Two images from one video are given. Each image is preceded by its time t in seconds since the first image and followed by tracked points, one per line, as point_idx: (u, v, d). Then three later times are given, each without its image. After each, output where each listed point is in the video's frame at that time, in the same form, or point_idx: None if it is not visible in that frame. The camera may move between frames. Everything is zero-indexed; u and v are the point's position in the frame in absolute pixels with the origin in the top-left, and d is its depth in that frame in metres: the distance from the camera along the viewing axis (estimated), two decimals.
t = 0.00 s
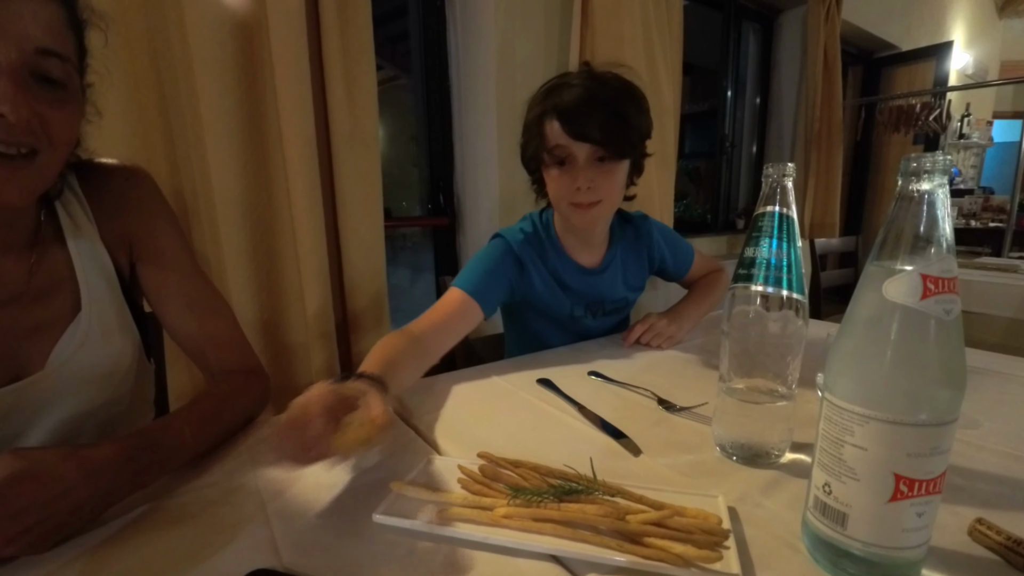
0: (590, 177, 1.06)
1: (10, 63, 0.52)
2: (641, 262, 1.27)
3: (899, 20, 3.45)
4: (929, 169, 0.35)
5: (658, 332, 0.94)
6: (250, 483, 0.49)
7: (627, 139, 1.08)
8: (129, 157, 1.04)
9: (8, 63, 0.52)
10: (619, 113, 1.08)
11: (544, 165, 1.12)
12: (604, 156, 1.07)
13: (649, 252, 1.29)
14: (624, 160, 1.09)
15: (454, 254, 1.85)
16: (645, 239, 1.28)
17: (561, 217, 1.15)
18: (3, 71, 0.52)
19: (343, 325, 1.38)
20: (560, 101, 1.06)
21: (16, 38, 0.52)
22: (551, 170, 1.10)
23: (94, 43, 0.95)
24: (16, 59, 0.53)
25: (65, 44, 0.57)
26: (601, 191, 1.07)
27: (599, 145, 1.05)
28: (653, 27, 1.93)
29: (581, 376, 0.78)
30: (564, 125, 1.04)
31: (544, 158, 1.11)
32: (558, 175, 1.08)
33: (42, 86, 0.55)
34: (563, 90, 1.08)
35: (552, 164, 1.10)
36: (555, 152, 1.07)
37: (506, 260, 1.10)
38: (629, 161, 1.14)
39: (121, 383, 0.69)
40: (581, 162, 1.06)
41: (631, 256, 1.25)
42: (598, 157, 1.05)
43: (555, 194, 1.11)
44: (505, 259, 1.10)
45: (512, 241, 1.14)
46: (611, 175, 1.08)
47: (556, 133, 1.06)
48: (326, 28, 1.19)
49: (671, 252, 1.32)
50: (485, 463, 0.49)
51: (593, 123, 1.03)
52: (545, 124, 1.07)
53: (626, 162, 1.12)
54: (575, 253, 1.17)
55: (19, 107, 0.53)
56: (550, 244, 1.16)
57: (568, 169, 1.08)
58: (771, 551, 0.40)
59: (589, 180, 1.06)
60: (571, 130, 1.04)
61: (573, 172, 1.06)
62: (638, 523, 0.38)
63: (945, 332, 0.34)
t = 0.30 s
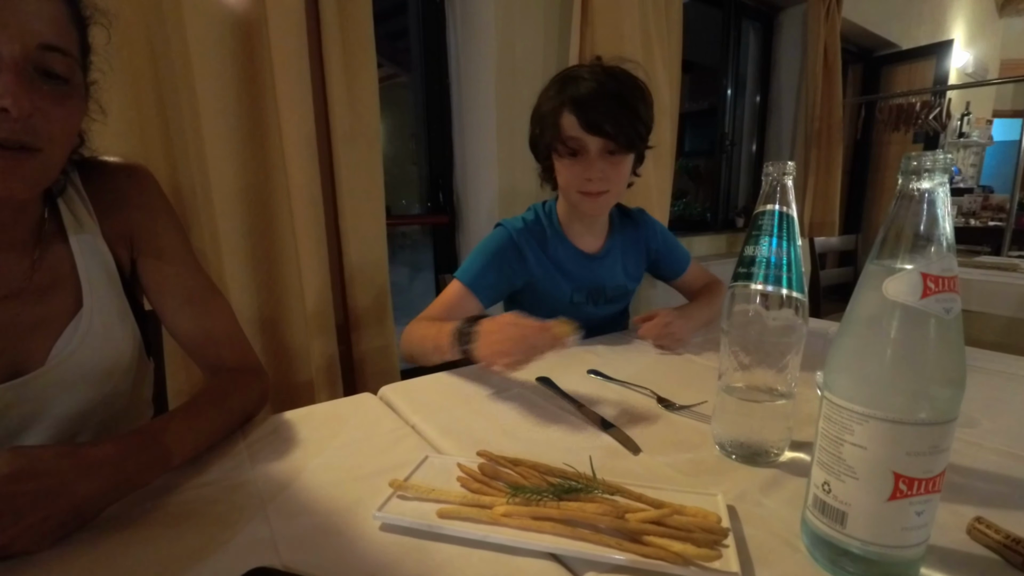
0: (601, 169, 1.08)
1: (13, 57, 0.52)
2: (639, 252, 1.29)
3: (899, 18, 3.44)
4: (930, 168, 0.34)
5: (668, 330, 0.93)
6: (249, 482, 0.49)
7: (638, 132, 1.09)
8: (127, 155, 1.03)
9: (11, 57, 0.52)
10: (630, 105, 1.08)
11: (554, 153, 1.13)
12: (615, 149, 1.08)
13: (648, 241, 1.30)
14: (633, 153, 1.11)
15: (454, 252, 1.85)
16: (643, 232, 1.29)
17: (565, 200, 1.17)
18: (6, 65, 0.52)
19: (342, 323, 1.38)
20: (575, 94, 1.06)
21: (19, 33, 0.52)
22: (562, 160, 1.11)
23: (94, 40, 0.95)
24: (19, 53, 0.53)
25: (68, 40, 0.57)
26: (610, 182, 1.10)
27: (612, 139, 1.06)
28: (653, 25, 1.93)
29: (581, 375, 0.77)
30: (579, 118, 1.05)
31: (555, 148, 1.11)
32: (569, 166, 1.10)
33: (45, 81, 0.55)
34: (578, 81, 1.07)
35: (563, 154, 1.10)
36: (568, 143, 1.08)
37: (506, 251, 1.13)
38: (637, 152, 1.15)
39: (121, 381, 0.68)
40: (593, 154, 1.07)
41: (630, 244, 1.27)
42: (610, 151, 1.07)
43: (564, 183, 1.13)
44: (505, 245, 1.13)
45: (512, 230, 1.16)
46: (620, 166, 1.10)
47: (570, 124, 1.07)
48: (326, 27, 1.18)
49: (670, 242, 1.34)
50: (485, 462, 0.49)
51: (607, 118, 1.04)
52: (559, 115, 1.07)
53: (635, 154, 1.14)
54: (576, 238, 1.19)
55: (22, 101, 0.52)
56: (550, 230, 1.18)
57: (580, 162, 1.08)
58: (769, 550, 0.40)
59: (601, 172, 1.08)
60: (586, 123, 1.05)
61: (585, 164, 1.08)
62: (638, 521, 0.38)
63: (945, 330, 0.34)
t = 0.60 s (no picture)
0: (616, 179, 1.13)
1: (12, 53, 0.52)
2: (632, 249, 1.32)
3: (898, 16, 3.44)
4: (929, 167, 0.34)
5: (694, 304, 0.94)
6: (248, 480, 0.49)
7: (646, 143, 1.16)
8: (128, 154, 1.03)
9: (9, 52, 0.52)
10: (642, 118, 1.13)
11: (569, 159, 1.14)
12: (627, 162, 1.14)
13: (640, 236, 1.33)
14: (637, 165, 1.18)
15: (453, 250, 1.85)
16: (636, 229, 1.33)
17: (565, 195, 1.21)
18: (4, 60, 0.51)
19: (342, 321, 1.37)
20: (599, 108, 1.09)
21: (17, 27, 0.52)
22: (578, 166, 1.13)
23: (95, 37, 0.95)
24: (17, 48, 0.52)
25: (67, 36, 0.57)
26: (620, 191, 1.16)
27: (629, 154, 1.12)
28: (652, 24, 1.93)
29: (580, 373, 0.78)
30: (603, 130, 1.09)
31: (572, 154, 1.13)
32: (585, 173, 1.12)
33: (43, 77, 0.55)
34: (600, 92, 1.10)
35: (580, 161, 1.12)
36: (588, 152, 1.10)
37: (509, 241, 1.14)
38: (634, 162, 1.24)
39: (123, 380, 0.68)
40: (612, 164, 1.11)
41: (622, 238, 1.30)
42: (625, 162, 1.12)
43: (576, 188, 1.15)
44: (507, 236, 1.15)
45: (513, 221, 1.19)
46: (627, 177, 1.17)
47: (593, 135, 1.10)
48: (326, 26, 1.18)
49: (661, 235, 1.35)
50: (484, 460, 0.49)
51: (629, 134, 1.09)
52: (585, 125, 1.09)
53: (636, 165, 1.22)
54: (571, 231, 1.23)
55: (20, 97, 0.52)
56: (547, 223, 1.22)
57: (597, 171, 1.12)
58: (767, 548, 0.40)
59: (615, 182, 1.13)
60: (608, 135, 1.09)
61: (602, 172, 1.11)
62: (637, 519, 0.38)
63: (942, 328, 0.35)
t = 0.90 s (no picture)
0: (617, 179, 1.13)
1: (21, 54, 0.52)
2: (630, 248, 1.32)
3: (898, 15, 3.44)
4: (928, 166, 0.34)
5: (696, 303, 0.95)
6: (247, 479, 0.49)
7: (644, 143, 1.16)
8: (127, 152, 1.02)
9: (18, 53, 0.52)
10: (642, 118, 1.13)
11: (570, 161, 1.14)
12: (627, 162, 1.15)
13: (637, 234, 1.34)
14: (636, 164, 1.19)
15: (452, 249, 1.85)
16: (633, 228, 1.33)
17: (566, 194, 1.21)
18: (12, 60, 0.51)
19: (340, 320, 1.37)
20: (600, 109, 1.09)
21: (27, 28, 0.51)
22: (579, 168, 1.13)
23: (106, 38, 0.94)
24: (26, 48, 0.52)
25: (77, 36, 0.56)
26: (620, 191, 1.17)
27: (630, 154, 1.12)
28: (651, 23, 1.93)
29: (579, 372, 0.78)
30: (604, 132, 1.09)
31: (573, 156, 1.13)
32: (587, 174, 1.12)
33: (51, 77, 0.55)
34: (600, 94, 1.10)
35: (582, 163, 1.12)
36: (589, 154, 1.11)
37: (509, 241, 1.14)
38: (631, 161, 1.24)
39: (127, 379, 0.68)
40: (613, 165, 1.12)
41: (620, 237, 1.31)
42: (625, 163, 1.13)
43: (577, 189, 1.15)
44: (507, 235, 1.15)
45: (513, 221, 1.19)
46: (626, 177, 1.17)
47: (593, 136, 1.10)
48: (325, 24, 1.18)
49: (658, 234, 1.35)
50: (483, 458, 0.49)
51: (630, 135, 1.10)
52: (586, 127, 1.09)
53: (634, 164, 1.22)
54: (569, 230, 1.23)
55: (29, 97, 0.52)
56: (546, 222, 1.22)
57: (598, 172, 1.12)
58: (766, 546, 0.40)
59: (617, 182, 1.14)
60: (609, 136, 1.09)
61: (603, 173, 1.12)
62: (636, 518, 0.38)
63: (942, 327, 0.35)
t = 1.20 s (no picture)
0: (610, 182, 1.13)
1: (30, 61, 0.52)
2: (628, 246, 1.32)
3: (899, 14, 3.44)
4: (927, 165, 0.34)
5: (695, 303, 0.95)
6: (247, 478, 0.49)
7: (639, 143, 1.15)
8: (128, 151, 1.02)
9: (27, 60, 0.52)
10: (634, 119, 1.13)
11: (562, 162, 1.15)
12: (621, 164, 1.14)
13: (636, 232, 1.33)
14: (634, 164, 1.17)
15: (452, 248, 1.85)
16: (632, 226, 1.33)
17: (561, 194, 1.22)
18: (21, 67, 0.52)
19: (339, 319, 1.37)
20: (590, 112, 1.09)
21: (36, 35, 0.51)
22: (571, 170, 1.14)
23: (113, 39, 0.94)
24: (36, 55, 0.52)
25: (86, 41, 0.56)
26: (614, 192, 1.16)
27: (622, 156, 1.11)
28: (651, 22, 1.93)
29: (579, 371, 0.78)
30: (594, 135, 1.09)
31: (565, 159, 1.13)
32: (579, 176, 1.13)
33: (60, 83, 0.55)
34: (591, 96, 1.10)
35: (574, 165, 1.13)
36: (580, 157, 1.11)
37: (507, 242, 1.14)
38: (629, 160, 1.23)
39: (127, 378, 0.68)
40: (605, 168, 1.11)
41: (618, 235, 1.31)
42: (619, 165, 1.12)
43: (570, 190, 1.16)
44: (505, 236, 1.15)
45: (510, 221, 1.19)
46: (622, 177, 1.16)
47: (584, 138, 1.10)
48: (325, 24, 1.18)
49: (655, 232, 1.35)
50: (482, 457, 0.49)
51: (621, 137, 1.09)
52: (575, 130, 1.09)
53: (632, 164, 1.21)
54: (567, 230, 1.23)
55: (38, 105, 0.52)
56: (543, 221, 1.22)
57: (590, 174, 1.12)
58: (764, 544, 0.40)
59: (610, 184, 1.14)
60: (600, 139, 1.08)
61: (595, 176, 1.12)
62: (635, 517, 0.39)
63: (941, 326, 0.35)
